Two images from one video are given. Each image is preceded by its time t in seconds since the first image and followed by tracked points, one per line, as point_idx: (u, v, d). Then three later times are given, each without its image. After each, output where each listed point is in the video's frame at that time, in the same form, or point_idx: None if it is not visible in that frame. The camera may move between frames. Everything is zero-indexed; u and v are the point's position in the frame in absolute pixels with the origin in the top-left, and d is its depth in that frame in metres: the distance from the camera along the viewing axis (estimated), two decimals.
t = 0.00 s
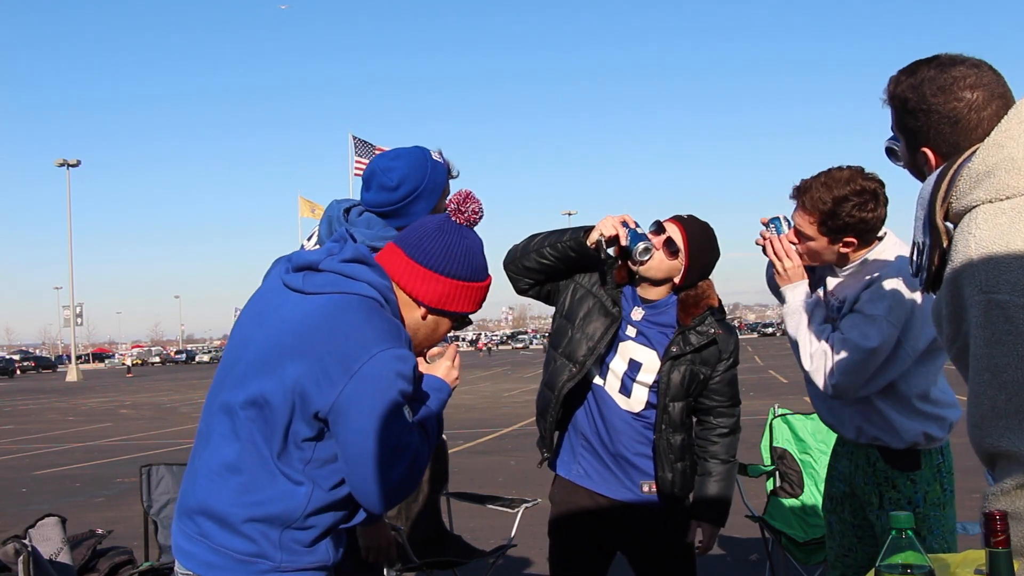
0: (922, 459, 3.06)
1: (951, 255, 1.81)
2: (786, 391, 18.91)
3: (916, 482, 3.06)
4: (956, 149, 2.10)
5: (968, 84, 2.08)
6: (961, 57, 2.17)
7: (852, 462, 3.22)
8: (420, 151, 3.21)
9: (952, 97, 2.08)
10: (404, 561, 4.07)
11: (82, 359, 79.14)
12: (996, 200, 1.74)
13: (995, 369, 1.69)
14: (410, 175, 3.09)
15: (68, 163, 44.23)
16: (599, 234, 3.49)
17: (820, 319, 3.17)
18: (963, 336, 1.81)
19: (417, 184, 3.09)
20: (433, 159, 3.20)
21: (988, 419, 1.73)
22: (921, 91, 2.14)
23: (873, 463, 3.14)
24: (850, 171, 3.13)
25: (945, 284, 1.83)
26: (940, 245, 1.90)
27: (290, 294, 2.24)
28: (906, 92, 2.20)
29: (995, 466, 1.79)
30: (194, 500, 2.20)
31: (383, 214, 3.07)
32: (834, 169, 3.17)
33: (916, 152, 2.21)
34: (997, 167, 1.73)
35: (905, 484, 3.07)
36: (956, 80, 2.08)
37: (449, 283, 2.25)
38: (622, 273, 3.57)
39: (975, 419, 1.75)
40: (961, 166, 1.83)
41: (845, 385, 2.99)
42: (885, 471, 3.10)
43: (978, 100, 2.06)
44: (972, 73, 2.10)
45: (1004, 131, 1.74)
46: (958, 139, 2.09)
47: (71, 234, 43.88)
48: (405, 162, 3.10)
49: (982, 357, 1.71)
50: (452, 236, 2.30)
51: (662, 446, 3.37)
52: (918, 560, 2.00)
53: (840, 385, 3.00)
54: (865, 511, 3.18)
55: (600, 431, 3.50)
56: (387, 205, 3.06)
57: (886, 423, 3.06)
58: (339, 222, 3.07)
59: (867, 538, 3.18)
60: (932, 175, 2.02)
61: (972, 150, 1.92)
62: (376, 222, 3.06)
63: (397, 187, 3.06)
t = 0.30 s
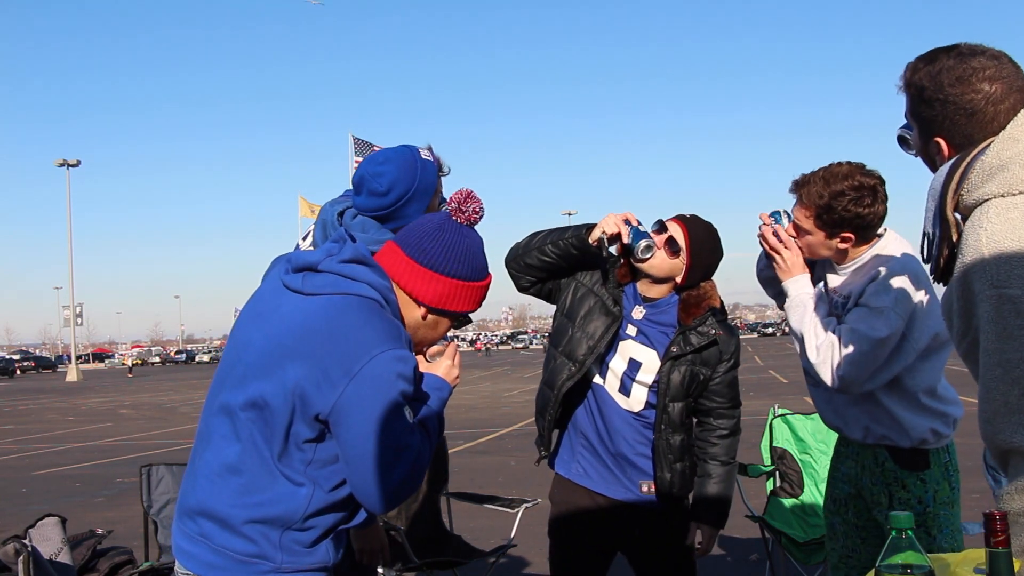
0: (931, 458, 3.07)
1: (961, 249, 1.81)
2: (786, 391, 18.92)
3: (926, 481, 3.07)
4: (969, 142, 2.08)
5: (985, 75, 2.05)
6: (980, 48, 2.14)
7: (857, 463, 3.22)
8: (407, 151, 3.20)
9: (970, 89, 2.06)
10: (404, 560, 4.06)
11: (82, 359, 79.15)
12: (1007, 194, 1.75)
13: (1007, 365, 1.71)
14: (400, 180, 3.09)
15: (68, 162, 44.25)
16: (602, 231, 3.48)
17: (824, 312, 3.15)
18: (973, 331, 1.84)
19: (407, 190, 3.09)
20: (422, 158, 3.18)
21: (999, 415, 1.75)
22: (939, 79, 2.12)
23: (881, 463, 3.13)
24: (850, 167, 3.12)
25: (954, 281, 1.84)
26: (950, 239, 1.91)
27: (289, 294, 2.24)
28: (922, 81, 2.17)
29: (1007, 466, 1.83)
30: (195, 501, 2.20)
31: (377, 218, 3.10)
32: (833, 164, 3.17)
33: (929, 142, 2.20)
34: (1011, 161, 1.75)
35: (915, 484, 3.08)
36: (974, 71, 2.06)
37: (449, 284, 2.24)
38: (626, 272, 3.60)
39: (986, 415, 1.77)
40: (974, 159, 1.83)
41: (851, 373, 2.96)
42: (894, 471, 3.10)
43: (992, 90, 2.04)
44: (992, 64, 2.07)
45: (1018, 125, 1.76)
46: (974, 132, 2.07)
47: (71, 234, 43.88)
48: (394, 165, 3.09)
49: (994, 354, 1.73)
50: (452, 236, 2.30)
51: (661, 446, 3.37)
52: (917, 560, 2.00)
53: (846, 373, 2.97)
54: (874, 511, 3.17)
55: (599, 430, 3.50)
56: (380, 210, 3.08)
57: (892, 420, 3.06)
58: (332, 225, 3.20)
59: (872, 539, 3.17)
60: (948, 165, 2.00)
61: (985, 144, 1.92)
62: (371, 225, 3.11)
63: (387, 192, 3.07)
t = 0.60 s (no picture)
0: (934, 458, 3.08)
1: (962, 244, 1.81)
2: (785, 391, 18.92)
3: (928, 481, 3.08)
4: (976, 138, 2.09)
5: (1000, 68, 2.04)
6: (996, 40, 2.12)
7: (860, 463, 3.22)
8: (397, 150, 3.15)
9: (982, 82, 2.04)
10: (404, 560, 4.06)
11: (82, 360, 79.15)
12: (1013, 190, 1.75)
13: (1002, 363, 1.71)
14: (391, 182, 3.05)
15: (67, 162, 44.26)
16: (606, 227, 3.50)
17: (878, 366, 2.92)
18: (972, 325, 1.84)
19: (399, 192, 3.06)
20: (412, 157, 3.14)
21: (992, 412, 1.76)
22: (952, 69, 2.10)
23: (884, 463, 3.14)
24: (858, 165, 3.13)
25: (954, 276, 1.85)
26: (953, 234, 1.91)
27: (288, 294, 2.24)
28: (932, 70, 2.15)
29: (997, 462, 1.82)
30: (196, 501, 2.20)
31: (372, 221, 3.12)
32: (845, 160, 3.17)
33: (937, 132, 2.20)
34: (1018, 158, 1.74)
35: (917, 483, 3.08)
36: (988, 64, 2.04)
37: (451, 283, 2.25)
38: (626, 270, 3.61)
39: (979, 411, 1.78)
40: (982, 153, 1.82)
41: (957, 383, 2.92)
42: (897, 471, 3.11)
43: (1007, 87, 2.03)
44: (1007, 58, 2.06)
45: None
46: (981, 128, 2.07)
47: (71, 234, 43.87)
48: (385, 168, 3.05)
49: (990, 352, 1.73)
50: (453, 234, 2.30)
51: (659, 445, 3.37)
52: (917, 560, 2.00)
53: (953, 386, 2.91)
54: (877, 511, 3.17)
55: (599, 431, 3.50)
56: (374, 214, 3.09)
57: (907, 427, 3.04)
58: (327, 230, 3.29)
59: (873, 538, 3.17)
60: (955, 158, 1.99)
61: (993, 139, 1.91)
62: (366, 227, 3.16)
63: (381, 195, 3.06)
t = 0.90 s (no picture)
0: (936, 458, 3.09)
1: (963, 241, 1.82)
2: (785, 391, 18.92)
3: (931, 480, 3.09)
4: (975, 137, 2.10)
5: (1002, 65, 2.04)
6: (1000, 37, 2.12)
7: (861, 463, 3.21)
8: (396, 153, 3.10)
9: (985, 80, 2.05)
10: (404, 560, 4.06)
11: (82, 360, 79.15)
12: (1014, 189, 1.75)
13: (1001, 362, 1.72)
14: (391, 184, 3.03)
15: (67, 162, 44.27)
16: (608, 225, 3.56)
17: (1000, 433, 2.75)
18: (972, 323, 1.84)
19: (398, 194, 3.04)
20: (411, 159, 3.13)
21: (991, 411, 1.76)
22: (955, 66, 2.10)
23: (886, 463, 3.14)
24: (873, 162, 3.14)
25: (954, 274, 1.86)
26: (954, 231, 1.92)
27: (287, 292, 2.24)
28: (936, 66, 2.15)
29: (994, 459, 1.82)
30: (200, 502, 2.20)
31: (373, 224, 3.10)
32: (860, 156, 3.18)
33: (939, 129, 2.21)
34: (1019, 157, 1.74)
35: (920, 483, 3.09)
36: (991, 62, 2.05)
37: (451, 272, 2.25)
38: (628, 270, 3.61)
39: (977, 410, 1.79)
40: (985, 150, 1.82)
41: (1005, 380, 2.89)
42: (900, 471, 3.11)
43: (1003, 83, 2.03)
44: (1010, 56, 2.06)
45: None
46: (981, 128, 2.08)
47: (71, 234, 43.87)
48: (384, 170, 3.03)
49: (989, 350, 1.73)
50: (447, 223, 2.29)
51: (658, 444, 3.37)
52: (917, 560, 2.00)
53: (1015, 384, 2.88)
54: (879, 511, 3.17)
55: (599, 431, 3.50)
56: (375, 216, 3.07)
57: (908, 426, 3.05)
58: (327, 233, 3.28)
59: (874, 539, 3.18)
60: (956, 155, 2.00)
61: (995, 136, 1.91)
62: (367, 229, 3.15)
63: (381, 198, 3.04)
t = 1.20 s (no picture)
0: (942, 458, 3.09)
1: (967, 237, 1.82)
2: (785, 391, 18.91)
3: (937, 480, 3.09)
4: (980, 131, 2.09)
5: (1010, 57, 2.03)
6: (1008, 33, 2.12)
7: (865, 463, 3.21)
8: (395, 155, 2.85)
9: (992, 74, 2.03)
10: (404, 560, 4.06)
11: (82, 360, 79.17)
12: (1019, 184, 1.75)
13: (1006, 357, 1.72)
14: (392, 191, 2.76)
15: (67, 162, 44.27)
16: (610, 222, 3.58)
17: None
18: (976, 319, 1.85)
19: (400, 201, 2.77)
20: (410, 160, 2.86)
21: (995, 407, 1.76)
22: (962, 60, 2.09)
23: (891, 463, 3.14)
24: (891, 160, 3.12)
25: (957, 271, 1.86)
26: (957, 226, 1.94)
27: (282, 292, 2.24)
28: (945, 59, 2.14)
29: (997, 458, 1.82)
30: (205, 505, 2.20)
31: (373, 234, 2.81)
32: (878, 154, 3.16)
33: (945, 123, 2.19)
34: None
35: (926, 483, 3.09)
36: (998, 56, 2.04)
37: (448, 264, 2.24)
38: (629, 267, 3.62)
39: (981, 406, 1.78)
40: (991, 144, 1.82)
41: None
42: (905, 471, 3.11)
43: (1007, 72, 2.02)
44: (1018, 51, 2.05)
45: None
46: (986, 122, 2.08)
47: (71, 234, 43.86)
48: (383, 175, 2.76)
49: (994, 346, 1.73)
50: (440, 212, 2.28)
51: (654, 443, 3.37)
52: (918, 560, 2.00)
53: None
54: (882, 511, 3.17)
55: (597, 429, 3.51)
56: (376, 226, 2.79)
57: (912, 422, 3.05)
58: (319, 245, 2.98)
59: (877, 539, 3.18)
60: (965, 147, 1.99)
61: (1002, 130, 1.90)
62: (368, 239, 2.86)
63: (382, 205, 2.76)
